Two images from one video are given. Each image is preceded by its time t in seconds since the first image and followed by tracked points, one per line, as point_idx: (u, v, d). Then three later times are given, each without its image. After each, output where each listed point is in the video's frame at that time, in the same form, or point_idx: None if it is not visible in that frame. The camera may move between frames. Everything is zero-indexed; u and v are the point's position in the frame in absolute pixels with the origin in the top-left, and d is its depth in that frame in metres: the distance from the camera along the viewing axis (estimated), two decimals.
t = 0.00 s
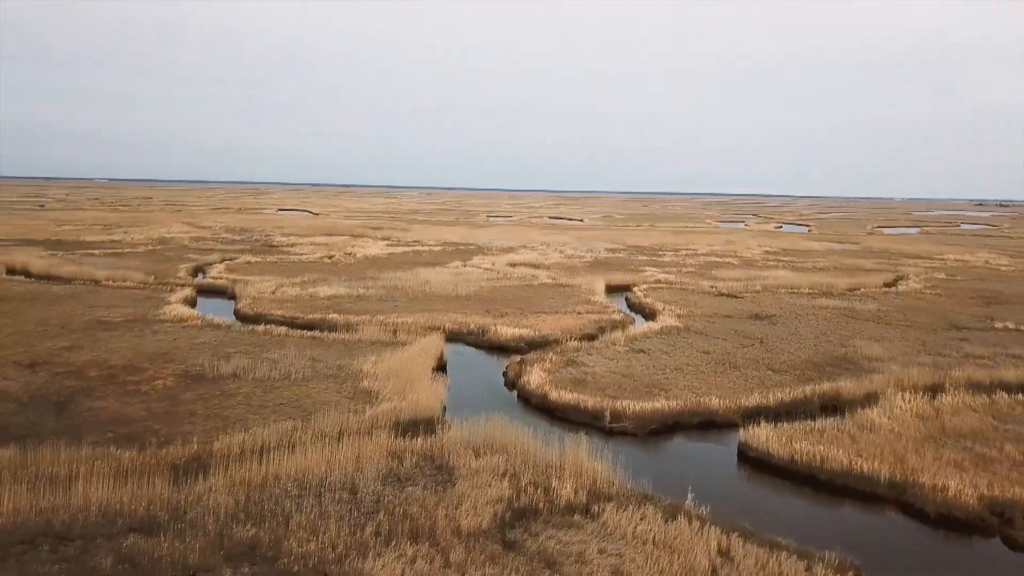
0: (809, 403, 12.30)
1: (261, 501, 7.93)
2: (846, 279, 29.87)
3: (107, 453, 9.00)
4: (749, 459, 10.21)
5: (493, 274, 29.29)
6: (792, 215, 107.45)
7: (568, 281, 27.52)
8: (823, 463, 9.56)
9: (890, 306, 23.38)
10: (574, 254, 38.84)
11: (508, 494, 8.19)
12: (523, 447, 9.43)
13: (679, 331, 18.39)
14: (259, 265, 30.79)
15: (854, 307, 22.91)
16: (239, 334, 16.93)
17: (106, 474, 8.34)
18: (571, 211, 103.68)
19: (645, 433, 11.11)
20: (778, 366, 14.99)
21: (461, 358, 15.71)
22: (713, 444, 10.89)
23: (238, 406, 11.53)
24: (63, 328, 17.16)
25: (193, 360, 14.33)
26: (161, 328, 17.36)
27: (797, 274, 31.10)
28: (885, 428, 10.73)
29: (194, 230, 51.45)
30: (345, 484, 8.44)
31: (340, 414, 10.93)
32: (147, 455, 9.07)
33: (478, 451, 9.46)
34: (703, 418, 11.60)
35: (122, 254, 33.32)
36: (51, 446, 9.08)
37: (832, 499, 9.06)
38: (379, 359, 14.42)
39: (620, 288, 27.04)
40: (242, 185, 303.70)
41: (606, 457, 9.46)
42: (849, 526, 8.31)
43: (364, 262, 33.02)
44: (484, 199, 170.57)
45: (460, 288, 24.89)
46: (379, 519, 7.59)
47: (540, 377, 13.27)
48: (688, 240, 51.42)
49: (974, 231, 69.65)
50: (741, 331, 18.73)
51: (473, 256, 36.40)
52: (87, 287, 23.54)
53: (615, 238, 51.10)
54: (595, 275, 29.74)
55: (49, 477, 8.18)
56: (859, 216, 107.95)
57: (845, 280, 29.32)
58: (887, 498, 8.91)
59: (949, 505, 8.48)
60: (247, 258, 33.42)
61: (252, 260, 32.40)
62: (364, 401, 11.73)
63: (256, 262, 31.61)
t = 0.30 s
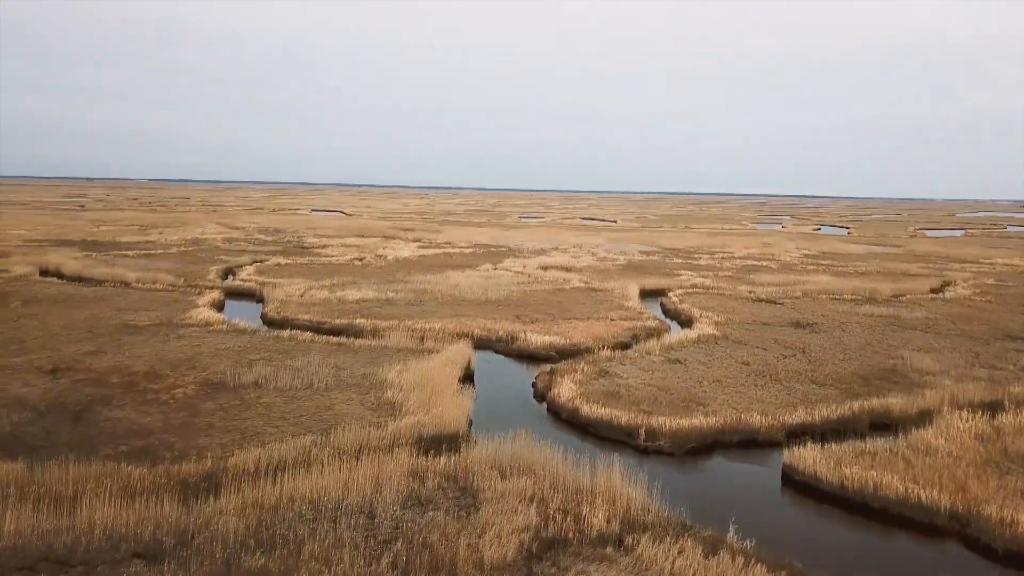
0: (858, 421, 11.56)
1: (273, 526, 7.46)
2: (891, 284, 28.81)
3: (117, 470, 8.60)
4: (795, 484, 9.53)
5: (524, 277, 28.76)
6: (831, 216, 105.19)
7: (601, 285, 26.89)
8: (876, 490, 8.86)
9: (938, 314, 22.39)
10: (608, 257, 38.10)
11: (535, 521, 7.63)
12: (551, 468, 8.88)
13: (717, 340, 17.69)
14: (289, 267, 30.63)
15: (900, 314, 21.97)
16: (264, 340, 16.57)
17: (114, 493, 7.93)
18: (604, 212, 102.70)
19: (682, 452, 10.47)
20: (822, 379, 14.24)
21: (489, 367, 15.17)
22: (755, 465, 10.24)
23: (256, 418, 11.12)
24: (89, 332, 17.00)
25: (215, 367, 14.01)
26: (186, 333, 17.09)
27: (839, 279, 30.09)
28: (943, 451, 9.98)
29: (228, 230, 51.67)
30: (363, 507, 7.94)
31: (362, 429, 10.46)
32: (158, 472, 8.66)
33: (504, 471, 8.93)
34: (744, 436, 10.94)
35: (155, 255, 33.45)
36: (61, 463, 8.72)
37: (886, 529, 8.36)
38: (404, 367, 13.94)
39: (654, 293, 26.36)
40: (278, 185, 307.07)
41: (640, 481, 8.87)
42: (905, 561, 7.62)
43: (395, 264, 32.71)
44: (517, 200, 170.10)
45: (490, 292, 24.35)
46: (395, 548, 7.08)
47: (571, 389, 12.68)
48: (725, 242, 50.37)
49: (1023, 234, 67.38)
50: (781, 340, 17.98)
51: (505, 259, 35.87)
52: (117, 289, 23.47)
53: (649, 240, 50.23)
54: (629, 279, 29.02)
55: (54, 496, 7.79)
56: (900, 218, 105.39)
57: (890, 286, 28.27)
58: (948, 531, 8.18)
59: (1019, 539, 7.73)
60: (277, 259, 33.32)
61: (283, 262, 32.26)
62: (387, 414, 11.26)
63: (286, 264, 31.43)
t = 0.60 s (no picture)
0: (911, 442, 10.80)
1: (283, 553, 6.99)
2: (938, 290, 27.67)
3: (126, 489, 8.22)
4: (845, 512, 8.85)
5: (556, 281, 28.16)
6: (871, 218, 102.72)
7: (635, 290, 26.19)
8: (935, 521, 8.15)
9: (991, 322, 21.33)
10: (642, 260, 37.34)
11: (563, 553, 7.07)
12: (582, 494, 8.32)
13: (756, 350, 16.95)
14: (319, 269, 30.39)
15: (950, 323, 20.96)
16: (289, 347, 16.22)
17: (120, 515, 7.52)
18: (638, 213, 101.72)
19: (722, 474, 9.83)
20: (870, 394, 13.45)
21: (518, 377, 14.61)
22: (801, 489, 9.56)
23: (275, 431, 10.71)
24: (114, 336, 16.79)
25: (237, 375, 13.65)
26: (210, 338, 16.81)
27: (884, 284, 29.00)
28: (1007, 477, 9.21)
29: (261, 231, 51.83)
30: (380, 534, 7.44)
31: (383, 445, 9.99)
32: (169, 492, 8.25)
33: (532, 496, 8.38)
34: (788, 458, 10.26)
35: (187, 257, 33.49)
36: (68, 481, 8.33)
37: (947, 565, 7.65)
38: (431, 375, 13.46)
39: (689, 298, 25.60)
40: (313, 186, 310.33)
41: (677, 509, 8.26)
42: None
43: (425, 266, 32.32)
44: (550, 200, 169.36)
45: (521, 297, 23.81)
46: None
47: (603, 404, 12.08)
48: (762, 244, 49.22)
49: None
50: (824, 351, 17.17)
51: (537, 262, 35.29)
52: (146, 291, 23.38)
53: (684, 242, 49.28)
54: (664, 283, 28.28)
55: (57, 518, 7.39)
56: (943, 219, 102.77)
57: (937, 292, 27.14)
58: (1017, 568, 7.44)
59: None
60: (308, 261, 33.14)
61: (313, 264, 32.06)
62: (410, 429, 10.78)
63: (317, 266, 31.21)
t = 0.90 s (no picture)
0: (970, 467, 10.02)
1: None
2: (988, 297, 26.49)
3: (133, 509, 7.82)
4: (900, 545, 8.15)
5: (588, 285, 27.53)
6: (912, 220, 100.37)
7: (669, 295, 25.47)
8: (1002, 558, 7.43)
9: None
10: (676, 263, 36.54)
11: None
12: (612, 523, 7.75)
13: (797, 361, 16.17)
14: (348, 271, 30.12)
15: (1002, 333, 19.92)
16: (313, 353, 15.85)
17: (123, 539, 7.12)
18: (672, 214, 100.50)
19: (764, 499, 9.16)
20: (921, 410, 12.64)
21: (548, 387, 14.05)
22: (850, 516, 8.87)
23: (293, 445, 10.28)
24: (138, 340, 16.57)
25: (258, 384, 13.28)
26: (234, 343, 16.50)
27: (930, 290, 27.89)
28: None
29: (292, 232, 51.96)
30: (396, 565, 6.93)
31: (404, 462, 9.50)
32: (177, 513, 7.84)
33: (559, 524, 7.83)
34: (836, 482, 9.57)
35: (218, 258, 33.49)
36: (74, 500, 7.96)
37: None
38: (457, 386, 12.97)
39: (726, 304, 24.81)
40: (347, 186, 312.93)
41: (715, 541, 7.65)
42: None
43: (455, 269, 31.88)
44: (582, 201, 168.40)
45: (552, 302, 23.25)
46: None
47: (636, 420, 11.47)
48: (800, 247, 48.00)
49: None
50: (869, 362, 16.35)
51: (568, 264, 34.70)
52: (174, 294, 23.25)
53: (719, 245, 48.29)
54: (699, 287, 27.49)
55: (57, 542, 7.00)
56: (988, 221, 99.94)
57: (987, 298, 25.98)
58: None
59: None
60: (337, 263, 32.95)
61: (343, 266, 31.83)
62: (432, 444, 10.28)
63: (346, 268, 30.95)
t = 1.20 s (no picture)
0: None
1: None
2: None
3: (135, 533, 7.41)
4: None
5: (619, 290, 26.87)
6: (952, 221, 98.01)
7: (703, 300, 24.71)
8: None
9: None
10: (709, 266, 35.64)
11: None
12: (645, 558, 7.16)
13: (839, 374, 15.38)
14: (376, 274, 29.78)
15: None
16: (334, 361, 15.40)
17: (120, 567, 6.70)
18: (704, 215, 99.20)
19: (809, 529, 8.49)
20: (976, 430, 11.82)
21: (576, 400, 13.44)
22: (903, 549, 8.17)
23: (308, 461, 9.83)
24: (159, 346, 16.29)
25: (277, 394, 12.88)
26: (254, 350, 16.12)
27: (977, 297, 26.76)
28: None
29: (322, 233, 51.90)
30: None
31: (422, 483, 8.99)
32: (181, 538, 7.41)
33: (587, 557, 7.26)
34: (887, 511, 8.86)
35: (246, 260, 33.40)
36: (74, 523, 7.56)
37: None
38: (481, 398, 12.44)
39: (762, 310, 24.00)
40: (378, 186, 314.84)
41: None
42: None
43: (483, 272, 31.39)
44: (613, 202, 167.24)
45: (581, 307, 22.59)
46: None
47: (669, 438, 10.84)
48: (838, 250, 46.76)
49: None
50: (916, 375, 15.51)
51: (598, 268, 33.98)
52: (199, 297, 23.01)
53: (753, 247, 47.20)
54: (734, 292, 26.67)
55: (52, 570, 6.60)
56: None
57: None
58: None
59: None
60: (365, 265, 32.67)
61: (370, 269, 31.47)
62: (453, 462, 9.75)
63: (373, 271, 30.56)
